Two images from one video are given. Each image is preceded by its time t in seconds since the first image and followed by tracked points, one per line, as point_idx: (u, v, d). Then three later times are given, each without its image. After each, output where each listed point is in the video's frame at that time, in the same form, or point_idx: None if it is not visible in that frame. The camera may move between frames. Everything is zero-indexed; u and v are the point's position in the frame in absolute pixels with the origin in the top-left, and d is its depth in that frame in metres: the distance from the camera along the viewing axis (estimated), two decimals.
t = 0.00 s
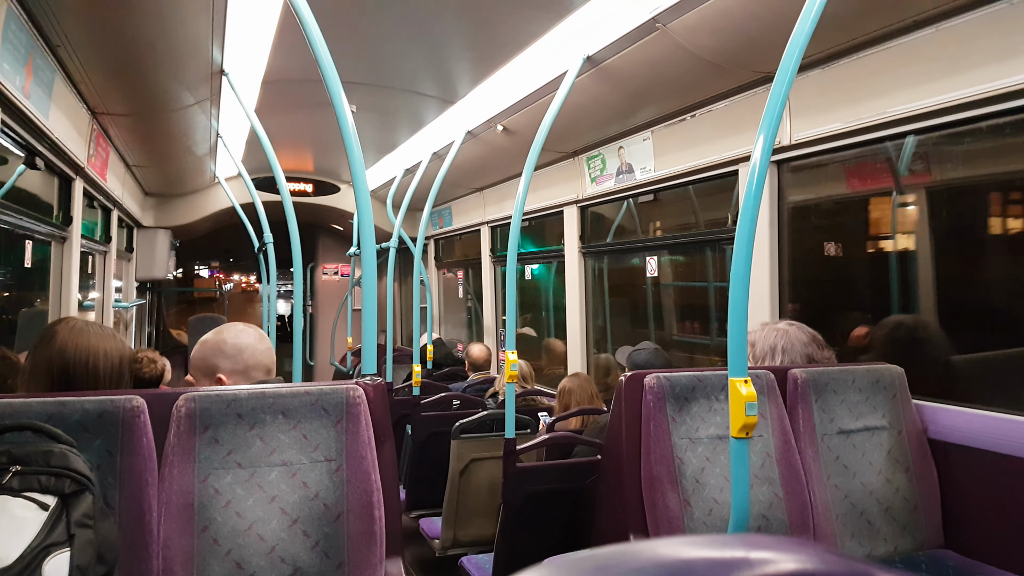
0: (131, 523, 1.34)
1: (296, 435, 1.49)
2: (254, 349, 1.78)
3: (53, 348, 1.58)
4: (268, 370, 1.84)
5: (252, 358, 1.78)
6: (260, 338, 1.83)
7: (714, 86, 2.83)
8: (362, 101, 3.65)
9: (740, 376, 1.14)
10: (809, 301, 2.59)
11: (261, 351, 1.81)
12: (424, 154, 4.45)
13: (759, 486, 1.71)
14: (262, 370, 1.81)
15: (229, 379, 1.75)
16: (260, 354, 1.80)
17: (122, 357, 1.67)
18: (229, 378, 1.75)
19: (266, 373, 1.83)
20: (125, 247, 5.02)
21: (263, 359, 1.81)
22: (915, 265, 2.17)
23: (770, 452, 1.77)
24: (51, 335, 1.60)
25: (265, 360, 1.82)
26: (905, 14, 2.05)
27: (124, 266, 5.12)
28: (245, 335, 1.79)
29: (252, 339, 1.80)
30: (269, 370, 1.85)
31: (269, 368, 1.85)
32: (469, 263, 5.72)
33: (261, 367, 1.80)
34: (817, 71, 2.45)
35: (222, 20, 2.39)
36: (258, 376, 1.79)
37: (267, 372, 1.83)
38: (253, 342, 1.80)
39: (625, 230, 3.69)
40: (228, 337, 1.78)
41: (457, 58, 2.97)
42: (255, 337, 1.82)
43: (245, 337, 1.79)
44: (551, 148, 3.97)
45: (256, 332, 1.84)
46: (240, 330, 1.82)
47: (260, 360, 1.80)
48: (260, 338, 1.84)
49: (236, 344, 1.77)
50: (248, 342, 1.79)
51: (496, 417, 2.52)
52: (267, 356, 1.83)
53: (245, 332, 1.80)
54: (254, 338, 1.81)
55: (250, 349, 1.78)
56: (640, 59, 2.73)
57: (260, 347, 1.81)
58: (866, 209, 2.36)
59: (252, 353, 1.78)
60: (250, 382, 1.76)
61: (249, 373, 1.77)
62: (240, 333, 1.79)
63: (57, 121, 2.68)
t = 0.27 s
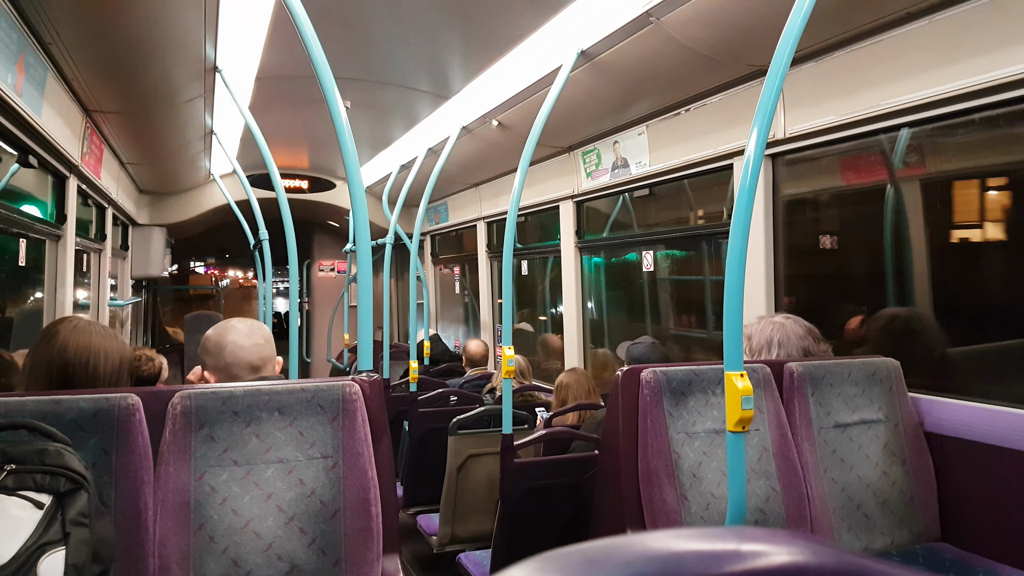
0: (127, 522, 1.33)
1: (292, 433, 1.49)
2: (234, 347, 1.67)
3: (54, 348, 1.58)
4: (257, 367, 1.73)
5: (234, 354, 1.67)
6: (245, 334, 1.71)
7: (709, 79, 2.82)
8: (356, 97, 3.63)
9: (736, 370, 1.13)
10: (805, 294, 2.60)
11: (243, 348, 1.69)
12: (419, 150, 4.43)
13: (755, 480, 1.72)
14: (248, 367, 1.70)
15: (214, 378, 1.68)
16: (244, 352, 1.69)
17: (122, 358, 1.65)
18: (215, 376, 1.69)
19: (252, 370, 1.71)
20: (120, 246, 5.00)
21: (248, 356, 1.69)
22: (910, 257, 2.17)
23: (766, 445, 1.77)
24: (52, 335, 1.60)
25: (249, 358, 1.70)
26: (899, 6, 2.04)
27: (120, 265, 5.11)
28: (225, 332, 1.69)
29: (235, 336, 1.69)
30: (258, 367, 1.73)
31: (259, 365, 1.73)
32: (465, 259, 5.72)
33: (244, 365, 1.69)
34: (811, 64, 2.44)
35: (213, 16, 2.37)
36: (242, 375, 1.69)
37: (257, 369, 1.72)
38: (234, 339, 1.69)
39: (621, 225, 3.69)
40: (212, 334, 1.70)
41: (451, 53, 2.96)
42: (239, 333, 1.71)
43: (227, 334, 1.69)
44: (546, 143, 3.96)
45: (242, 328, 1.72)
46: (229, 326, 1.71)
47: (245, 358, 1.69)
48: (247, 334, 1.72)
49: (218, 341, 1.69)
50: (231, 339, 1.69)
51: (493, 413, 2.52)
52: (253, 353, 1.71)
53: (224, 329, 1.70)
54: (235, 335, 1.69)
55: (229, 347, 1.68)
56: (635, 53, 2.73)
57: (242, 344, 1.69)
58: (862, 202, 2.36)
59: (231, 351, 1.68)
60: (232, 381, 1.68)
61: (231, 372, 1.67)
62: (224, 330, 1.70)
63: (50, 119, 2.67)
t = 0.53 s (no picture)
0: (127, 518, 1.33)
1: (293, 432, 1.49)
2: (241, 343, 1.66)
3: (51, 344, 1.58)
4: (259, 367, 1.67)
5: (238, 349, 1.65)
6: (254, 332, 1.68)
7: (713, 85, 2.83)
8: (360, 97, 3.64)
9: (737, 375, 1.14)
10: (805, 300, 2.60)
11: (247, 345, 1.66)
12: (421, 151, 4.44)
13: (755, 485, 1.72)
14: (248, 365, 1.66)
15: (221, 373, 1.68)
16: (248, 348, 1.66)
17: (120, 354, 1.66)
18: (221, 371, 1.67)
19: (253, 369, 1.66)
20: (121, 242, 5.00)
21: (251, 353, 1.66)
22: (912, 265, 2.18)
23: (766, 451, 1.77)
24: (49, 330, 1.59)
25: (252, 355, 1.66)
26: (904, 14, 2.05)
27: (121, 261, 5.11)
28: (236, 327, 1.68)
29: (244, 332, 1.67)
30: (259, 367, 1.67)
31: (262, 364, 1.67)
32: (466, 260, 5.72)
33: (245, 362, 1.65)
34: (815, 71, 2.45)
35: (219, 16, 2.38)
36: (242, 372, 1.66)
37: (258, 369, 1.67)
38: (242, 336, 1.66)
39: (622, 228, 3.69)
40: (226, 329, 1.69)
41: (456, 55, 2.97)
42: (248, 330, 1.68)
43: (240, 330, 1.68)
44: (549, 146, 3.97)
45: (253, 326, 1.69)
46: (244, 323, 1.70)
47: (248, 355, 1.66)
48: (255, 332, 1.68)
49: (228, 337, 1.68)
50: (241, 335, 1.67)
51: (492, 414, 2.52)
52: (257, 351, 1.66)
53: (235, 324, 1.69)
54: (244, 331, 1.67)
55: (235, 341, 1.66)
56: (639, 57, 2.73)
57: (247, 341, 1.66)
58: (864, 209, 2.36)
59: (236, 346, 1.66)
60: (234, 376, 1.66)
61: (233, 366, 1.66)
62: (237, 325, 1.69)
63: (54, 116, 2.67)
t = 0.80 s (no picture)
0: (126, 518, 1.33)
1: (292, 431, 1.49)
2: (242, 342, 1.65)
3: (45, 343, 1.58)
4: (260, 366, 1.67)
5: (239, 348, 1.65)
6: (255, 332, 1.67)
7: (713, 86, 2.83)
8: (360, 98, 3.64)
9: (737, 376, 1.13)
10: (805, 302, 2.60)
11: (248, 344, 1.66)
12: (422, 152, 4.44)
13: (755, 487, 1.72)
14: (249, 365, 1.66)
15: (222, 372, 1.68)
16: (249, 348, 1.66)
17: (115, 351, 1.66)
18: (222, 371, 1.68)
19: (253, 369, 1.66)
20: (122, 242, 5.00)
21: (252, 353, 1.66)
22: (911, 267, 2.18)
23: (766, 452, 1.77)
24: (42, 328, 1.59)
25: (252, 355, 1.66)
26: (903, 16, 2.05)
27: (121, 261, 5.11)
28: (237, 327, 1.68)
29: (245, 332, 1.67)
30: (260, 367, 1.67)
31: (262, 364, 1.67)
32: (466, 261, 5.72)
33: (246, 361, 1.65)
34: (815, 72, 2.45)
35: (220, 16, 2.38)
36: (243, 371, 1.65)
37: (258, 368, 1.66)
38: (243, 335, 1.66)
39: (622, 229, 3.69)
40: (227, 329, 1.69)
41: (457, 56, 2.97)
42: (249, 329, 1.68)
43: (241, 330, 1.68)
44: (550, 147, 3.97)
45: (255, 325, 1.69)
46: (245, 322, 1.70)
47: (249, 354, 1.66)
48: (257, 332, 1.68)
49: (229, 336, 1.68)
50: (243, 334, 1.67)
51: (492, 415, 2.52)
52: (257, 351, 1.66)
53: (237, 323, 1.69)
54: (245, 331, 1.67)
55: (236, 341, 1.66)
56: (640, 59, 2.73)
57: (248, 340, 1.66)
58: (864, 211, 2.36)
59: (237, 345, 1.66)
60: (235, 376, 1.66)
61: (233, 365, 1.66)
62: (238, 325, 1.69)
63: (56, 116, 2.67)
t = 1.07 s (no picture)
0: (124, 518, 1.33)
1: (291, 432, 1.49)
2: (245, 341, 1.65)
3: (41, 343, 1.57)
4: (261, 367, 1.66)
5: (242, 348, 1.65)
6: (258, 332, 1.67)
7: (711, 87, 2.83)
8: (360, 98, 3.64)
9: (736, 377, 1.13)
10: (804, 303, 2.60)
11: (250, 344, 1.66)
12: (421, 152, 4.44)
13: (754, 488, 1.72)
14: (250, 365, 1.65)
15: (224, 371, 1.67)
16: (251, 348, 1.65)
17: (112, 349, 1.66)
18: (223, 370, 1.67)
19: (254, 369, 1.65)
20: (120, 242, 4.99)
21: (253, 353, 1.65)
22: (909, 268, 2.18)
23: (765, 453, 1.77)
24: (38, 329, 1.59)
25: (254, 355, 1.65)
26: (903, 18, 2.05)
27: (120, 261, 5.09)
28: (240, 326, 1.68)
29: (247, 331, 1.67)
30: (261, 367, 1.66)
31: (264, 364, 1.67)
32: (465, 261, 5.72)
33: (247, 361, 1.65)
34: (814, 74, 2.45)
35: (221, 15, 2.38)
36: (244, 371, 1.65)
37: (259, 369, 1.66)
38: (245, 335, 1.66)
39: (621, 230, 3.69)
40: (230, 328, 1.69)
41: (457, 57, 2.97)
42: (252, 329, 1.68)
43: (243, 329, 1.67)
44: (549, 147, 3.97)
45: (258, 325, 1.69)
46: (247, 322, 1.70)
47: (250, 354, 1.65)
48: (259, 332, 1.68)
49: (230, 336, 1.68)
50: (245, 334, 1.67)
51: (491, 416, 2.52)
52: (260, 352, 1.66)
53: (239, 323, 1.68)
54: (248, 331, 1.67)
55: (238, 341, 1.66)
56: (639, 60, 2.73)
57: (250, 340, 1.66)
58: (862, 212, 2.36)
59: (239, 345, 1.66)
60: (236, 376, 1.66)
61: (235, 365, 1.66)
62: (241, 324, 1.68)
63: (56, 115, 2.67)
